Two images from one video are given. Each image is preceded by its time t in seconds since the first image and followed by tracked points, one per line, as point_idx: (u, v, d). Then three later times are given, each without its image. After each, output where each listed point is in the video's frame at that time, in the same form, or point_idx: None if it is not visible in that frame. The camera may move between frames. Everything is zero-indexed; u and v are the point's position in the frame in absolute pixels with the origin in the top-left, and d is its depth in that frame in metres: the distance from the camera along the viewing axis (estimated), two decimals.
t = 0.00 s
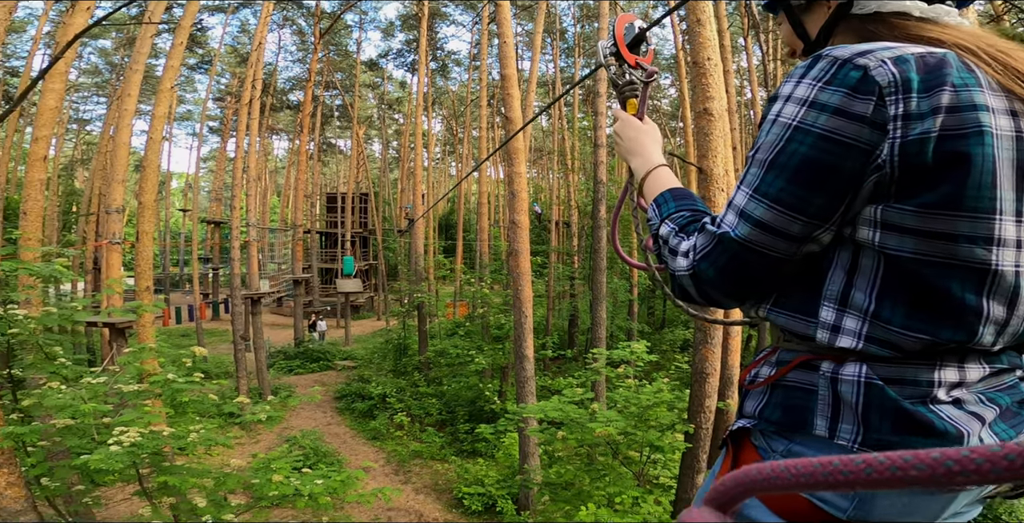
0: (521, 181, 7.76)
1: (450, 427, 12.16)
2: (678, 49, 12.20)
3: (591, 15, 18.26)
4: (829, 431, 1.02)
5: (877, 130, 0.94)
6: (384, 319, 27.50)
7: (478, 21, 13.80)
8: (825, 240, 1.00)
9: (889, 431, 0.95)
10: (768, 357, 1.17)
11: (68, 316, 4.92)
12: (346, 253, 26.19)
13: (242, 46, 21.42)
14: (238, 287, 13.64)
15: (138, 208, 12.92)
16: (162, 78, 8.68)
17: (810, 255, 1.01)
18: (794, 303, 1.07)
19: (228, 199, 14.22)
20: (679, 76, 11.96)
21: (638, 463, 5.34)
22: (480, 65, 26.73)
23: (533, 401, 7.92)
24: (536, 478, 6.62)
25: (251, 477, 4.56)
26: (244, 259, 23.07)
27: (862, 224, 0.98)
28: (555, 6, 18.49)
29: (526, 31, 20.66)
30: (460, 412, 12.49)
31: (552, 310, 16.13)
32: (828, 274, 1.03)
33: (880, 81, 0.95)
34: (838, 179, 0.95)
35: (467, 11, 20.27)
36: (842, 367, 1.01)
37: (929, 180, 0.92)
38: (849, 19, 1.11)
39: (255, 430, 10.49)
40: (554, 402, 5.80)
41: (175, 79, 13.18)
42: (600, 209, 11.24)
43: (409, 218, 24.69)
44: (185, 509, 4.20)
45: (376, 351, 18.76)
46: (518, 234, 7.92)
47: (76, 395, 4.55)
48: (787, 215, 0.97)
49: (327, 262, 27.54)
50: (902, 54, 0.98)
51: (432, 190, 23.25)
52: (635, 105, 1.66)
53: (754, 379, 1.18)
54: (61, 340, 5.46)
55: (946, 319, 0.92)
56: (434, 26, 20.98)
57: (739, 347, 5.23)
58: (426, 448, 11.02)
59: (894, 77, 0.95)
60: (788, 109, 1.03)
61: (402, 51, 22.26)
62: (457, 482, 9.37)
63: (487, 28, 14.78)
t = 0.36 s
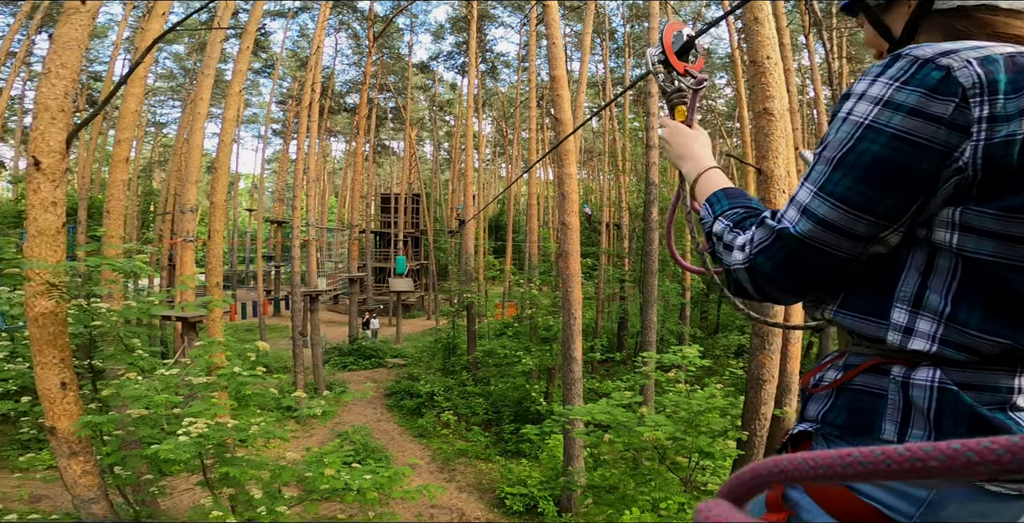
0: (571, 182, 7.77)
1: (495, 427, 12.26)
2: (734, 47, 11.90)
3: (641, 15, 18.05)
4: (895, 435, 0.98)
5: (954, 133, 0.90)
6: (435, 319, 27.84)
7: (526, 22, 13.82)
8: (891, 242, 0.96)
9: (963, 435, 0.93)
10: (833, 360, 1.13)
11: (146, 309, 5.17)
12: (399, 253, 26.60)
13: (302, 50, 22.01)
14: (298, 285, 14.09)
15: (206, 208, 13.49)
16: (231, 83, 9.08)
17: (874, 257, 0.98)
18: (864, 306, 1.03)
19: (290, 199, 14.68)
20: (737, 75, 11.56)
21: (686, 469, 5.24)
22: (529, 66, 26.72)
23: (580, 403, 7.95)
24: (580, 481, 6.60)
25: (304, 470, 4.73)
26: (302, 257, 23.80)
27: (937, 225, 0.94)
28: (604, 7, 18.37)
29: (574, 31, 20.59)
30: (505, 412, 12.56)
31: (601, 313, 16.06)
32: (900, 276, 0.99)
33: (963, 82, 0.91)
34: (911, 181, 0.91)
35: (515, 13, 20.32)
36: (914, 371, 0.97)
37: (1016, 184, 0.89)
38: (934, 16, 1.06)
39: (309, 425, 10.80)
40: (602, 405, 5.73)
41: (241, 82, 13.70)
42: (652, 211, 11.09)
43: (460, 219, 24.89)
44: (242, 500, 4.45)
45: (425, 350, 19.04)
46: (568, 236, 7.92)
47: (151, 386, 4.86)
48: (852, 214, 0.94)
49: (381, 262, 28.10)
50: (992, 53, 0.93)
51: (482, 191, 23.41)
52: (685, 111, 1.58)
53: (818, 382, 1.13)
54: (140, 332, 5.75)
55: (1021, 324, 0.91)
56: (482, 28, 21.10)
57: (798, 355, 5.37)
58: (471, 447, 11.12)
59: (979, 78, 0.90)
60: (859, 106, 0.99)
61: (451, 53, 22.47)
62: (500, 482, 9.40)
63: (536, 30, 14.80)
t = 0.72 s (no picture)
0: (616, 185, 7.70)
1: (534, 428, 12.29)
2: (788, 46, 11.60)
3: (687, 15, 17.77)
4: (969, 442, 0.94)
5: None
6: (477, 320, 27.98)
7: (569, 24, 13.78)
8: (949, 241, 0.92)
9: None
10: (904, 366, 1.10)
11: (208, 305, 5.29)
12: (444, 253, 26.80)
13: (353, 53, 22.42)
14: (347, 283, 14.37)
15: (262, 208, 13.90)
16: (287, 86, 9.33)
17: (933, 254, 0.95)
18: (934, 308, 0.99)
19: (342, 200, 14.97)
20: (791, 75, 11.22)
21: (730, 477, 5.09)
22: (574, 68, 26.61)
23: (621, 408, 7.91)
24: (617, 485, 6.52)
25: (347, 466, 4.80)
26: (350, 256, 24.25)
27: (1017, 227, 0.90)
28: (649, 8, 18.18)
29: (618, 33, 20.44)
30: (545, 414, 12.56)
31: (645, 317, 15.88)
32: (979, 280, 0.94)
33: None
34: (979, 179, 0.88)
35: (558, 15, 20.29)
36: (990, 378, 0.92)
37: None
38: None
39: (354, 421, 11.02)
40: (644, 409, 5.66)
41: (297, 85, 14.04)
42: (700, 215, 10.88)
43: (504, 221, 24.94)
44: (288, 493, 4.63)
45: (468, 350, 19.18)
46: (613, 239, 7.86)
47: (210, 380, 4.84)
48: (909, 209, 0.92)
49: (426, 262, 28.42)
50: None
51: (527, 193, 23.40)
52: (721, 126, 1.63)
53: (885, 389, 1.12)
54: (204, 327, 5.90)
55: None
56: (526, 31, 21.14)
57: (857, 364, 5.06)
58: (510, 448, 11.13)
59: None
60: (938, 103, 0.95)
61: (496, 56, 22.57)
62: (536, 485, 9.39)
63: (580, 31, 14.75)
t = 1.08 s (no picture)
0: (640, 190, 7.67)
1: (552, 433, 12.26)
2: (818, 51, 11.44)
3: (713, 19, 17.63)
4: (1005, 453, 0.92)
5: None
6: (497, 323, 27.97)
7: (594, 28, 13.77)
8: (981, 242, 0.91)
9: None
10: (940, 377, 1.08)
11: (236, 303, 5.39)
12: (465, 256, 26.86)
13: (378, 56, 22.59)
14: (370, 284, 14.47)
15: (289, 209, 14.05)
16: (315, 88, 9.42)
17: (964, 252, 0.93)
18: (973, 316, 0.97)
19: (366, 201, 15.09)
20: (821, 79, 11.06)
21: (751, 486, 5.04)
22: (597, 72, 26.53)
23: (641, 414, 7.86)
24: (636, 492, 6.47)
25: (366, 466, 4.82)
26: (373, 258, 24.41)
27: None
28: (674, 12, 18.07)
29: (643, 37, 20.35)
30: (563, 418, 12.54)
31: (667, 323, 15.78)
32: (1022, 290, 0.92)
33: None
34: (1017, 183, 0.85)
35: (582, 18, 20.27)
36: None
37: None
38: None
39: (374, 422, 11.09)
40: (664, 416, 5.63)
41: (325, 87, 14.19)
42: (725, 221, 10.78)
43: (525, 224, 24.94)
44: (306, 491, 4.66)
45: (487, 353, 19.19)
46: (636, 244, 7.82)
47: (235, 378, 4.91)
48: (942, 205, 0.90)
49: (448, 264, 28.50)
50: None
51: (549, 197, 23.38)
52: (738, 140, 1.68)
53: (920, 398, 1.10)
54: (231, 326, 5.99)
55: None
56: (550, 34, 21.14)
57: (886, 373, 4.97)
58: (527, 452, 11.11)
59: None
60: (986, 102, 0.92)
61: (520, 59, 22.61)
62: (553, 489, 9.36)
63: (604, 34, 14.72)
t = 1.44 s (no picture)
0: (643, 191, 7.66)
1: (554, 434, 12.26)
2: (822, 52, 11.41)
3: (717, 20, 17.61)
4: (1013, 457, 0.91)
5: None
6: (499, 324, 27.96)
7: (598, 29, 13.76)
8: (990, 240, 0.90)
9: None
10: (949, 380, 1.08)
11: (239, 303, 5.41)
12: (468, 257, 26.86)
13: (382, 56, 22.59)
14: (372, 285, 14.47)
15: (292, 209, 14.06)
16: (319, 88, 9.42)
17: (972, 249, 0.93)
18: (986, 321, 0.96)
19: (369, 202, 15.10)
20: (825, 81, 11.02)
21: (752, 487, 5.05)
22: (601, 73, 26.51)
23: (642, 416, 7.85)
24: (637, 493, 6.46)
25: (367, 466, 4.82)
26: (376, 259, 24.40)
27: None
28: (678, 13, 18.04)
29: (647, 38, 20.33)
30: (565, 420, 12.54)
31: (669, 324, 15.76)
32: None
33: None
34: None
35: (585, 20, 20.26)
36: None
37: None
38: None
39: (375, 422, 11.11)
40: (666, 418, 5.60)
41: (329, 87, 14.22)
42: (728, 222, 10.75)
43: (528, 225, 24.94)
44: (308, 491, 4.67)
45: (490, 354, 19.19)
46: (638, 245, 7.81)
47: (237, 377, 4.91)
48: (956, 199, 0.90)
49: (450, 265, 28.51)
50: None
51: (552, 198, 23.38)
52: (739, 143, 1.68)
53: (929, 401, 1.10)
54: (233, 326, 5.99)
55: None
56: (553, 35, 21.13)
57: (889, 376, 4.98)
58: (528, 453, 11.11)
59: None
60: (1012, 100, 0.91)
61: (523, 60, 22.60)
62: (555, 490, 9.35)
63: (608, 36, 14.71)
